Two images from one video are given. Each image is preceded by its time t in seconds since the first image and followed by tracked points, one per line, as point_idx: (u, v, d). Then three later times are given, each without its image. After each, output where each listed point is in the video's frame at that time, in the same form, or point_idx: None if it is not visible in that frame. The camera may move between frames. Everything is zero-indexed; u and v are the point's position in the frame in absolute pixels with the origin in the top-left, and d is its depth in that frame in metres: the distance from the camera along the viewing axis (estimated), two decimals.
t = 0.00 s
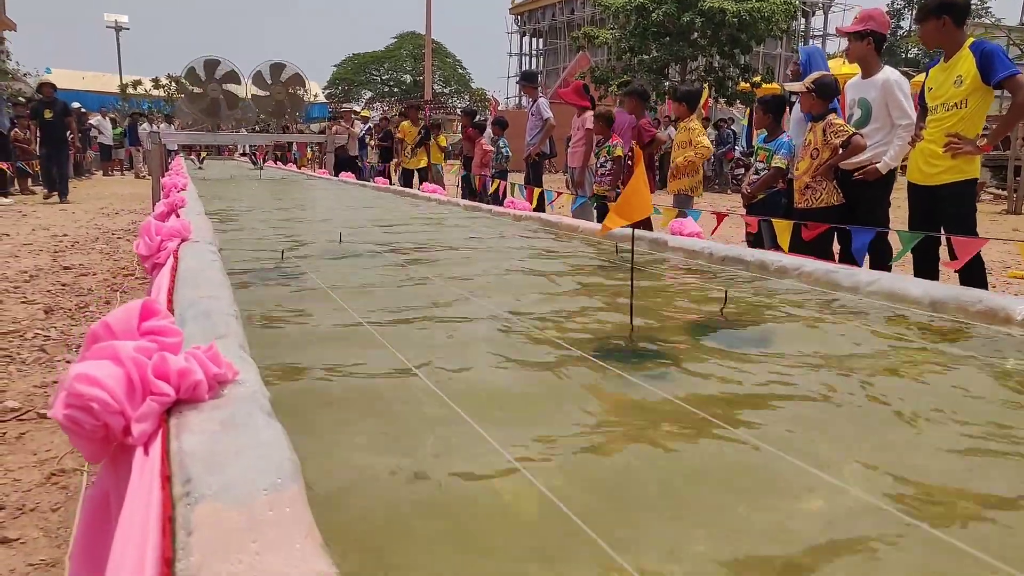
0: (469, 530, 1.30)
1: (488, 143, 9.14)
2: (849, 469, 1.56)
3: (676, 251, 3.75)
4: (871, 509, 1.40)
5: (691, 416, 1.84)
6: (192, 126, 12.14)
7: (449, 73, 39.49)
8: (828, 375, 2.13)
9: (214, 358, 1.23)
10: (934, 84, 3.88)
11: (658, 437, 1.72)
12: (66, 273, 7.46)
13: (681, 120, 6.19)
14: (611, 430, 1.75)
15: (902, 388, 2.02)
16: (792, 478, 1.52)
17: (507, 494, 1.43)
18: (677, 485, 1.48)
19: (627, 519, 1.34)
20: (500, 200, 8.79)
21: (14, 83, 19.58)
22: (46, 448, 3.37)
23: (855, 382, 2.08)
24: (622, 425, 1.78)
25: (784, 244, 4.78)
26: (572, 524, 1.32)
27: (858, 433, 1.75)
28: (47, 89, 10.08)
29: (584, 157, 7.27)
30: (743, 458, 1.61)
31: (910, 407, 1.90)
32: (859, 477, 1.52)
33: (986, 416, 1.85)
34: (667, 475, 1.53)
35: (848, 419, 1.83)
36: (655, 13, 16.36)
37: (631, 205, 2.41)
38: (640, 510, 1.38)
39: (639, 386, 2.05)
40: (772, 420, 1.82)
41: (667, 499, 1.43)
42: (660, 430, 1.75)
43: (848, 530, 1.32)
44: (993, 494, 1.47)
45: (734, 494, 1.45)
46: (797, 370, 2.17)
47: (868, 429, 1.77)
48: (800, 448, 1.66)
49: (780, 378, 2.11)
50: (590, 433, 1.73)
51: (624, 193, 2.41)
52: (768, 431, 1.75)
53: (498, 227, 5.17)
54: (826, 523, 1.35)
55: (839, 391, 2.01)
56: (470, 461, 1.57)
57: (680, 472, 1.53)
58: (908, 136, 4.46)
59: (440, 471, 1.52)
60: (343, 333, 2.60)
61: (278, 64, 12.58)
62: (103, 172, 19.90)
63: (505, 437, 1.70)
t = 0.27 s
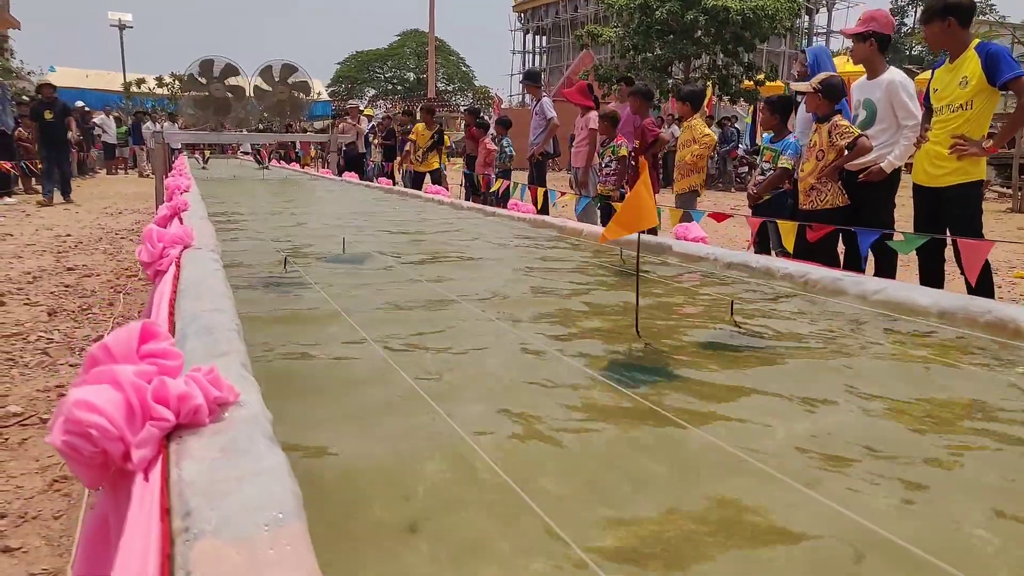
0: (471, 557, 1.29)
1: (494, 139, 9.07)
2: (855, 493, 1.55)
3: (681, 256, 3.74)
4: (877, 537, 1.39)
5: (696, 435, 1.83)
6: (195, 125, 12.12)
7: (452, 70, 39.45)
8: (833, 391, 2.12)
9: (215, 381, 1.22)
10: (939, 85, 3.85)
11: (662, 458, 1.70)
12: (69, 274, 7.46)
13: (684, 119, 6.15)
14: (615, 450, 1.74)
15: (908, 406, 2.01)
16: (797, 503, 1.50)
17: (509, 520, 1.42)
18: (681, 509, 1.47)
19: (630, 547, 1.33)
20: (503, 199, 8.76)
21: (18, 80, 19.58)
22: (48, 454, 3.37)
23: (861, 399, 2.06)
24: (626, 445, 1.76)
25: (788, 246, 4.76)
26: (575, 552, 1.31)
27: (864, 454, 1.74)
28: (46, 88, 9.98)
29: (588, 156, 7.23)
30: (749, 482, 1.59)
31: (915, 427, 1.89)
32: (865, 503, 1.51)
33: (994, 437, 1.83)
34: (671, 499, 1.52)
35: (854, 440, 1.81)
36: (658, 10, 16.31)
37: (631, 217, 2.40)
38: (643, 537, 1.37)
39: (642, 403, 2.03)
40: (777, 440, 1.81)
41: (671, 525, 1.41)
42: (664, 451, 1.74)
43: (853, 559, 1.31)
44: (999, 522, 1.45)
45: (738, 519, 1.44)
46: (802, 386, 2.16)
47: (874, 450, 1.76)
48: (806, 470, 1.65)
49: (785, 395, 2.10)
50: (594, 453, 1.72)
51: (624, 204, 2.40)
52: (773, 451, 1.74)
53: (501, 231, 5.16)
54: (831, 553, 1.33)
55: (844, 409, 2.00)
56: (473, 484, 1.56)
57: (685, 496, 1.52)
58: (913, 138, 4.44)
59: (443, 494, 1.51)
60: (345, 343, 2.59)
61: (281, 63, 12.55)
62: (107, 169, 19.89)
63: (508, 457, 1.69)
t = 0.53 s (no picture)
0: (489, 555, 1.29)
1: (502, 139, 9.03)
2: (871, 493, 1.54)
3: (690, 257, 3.74)
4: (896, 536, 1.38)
5: (711, 434, 1.82)
6: (202, 124, 12.15)
7: (457, 70, 39.47)
8: (846, 391, 2.11)
9: (232, 382, 1.21)
10: (949, 86, 3.84)
11: (677, 456, 1.70)
12: (76, 273, 7.47)
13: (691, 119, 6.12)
14: (630, 449, 1.74)
15: (923, 406, 2.00)
16: (814, 501, 1.50)
17: (526, 518, 1.42)
18: (698, 508, 1.47)
19: (648, 545, 1.33)
20: (509, 199, 8.75)
21: (24, 80, 19.63)
22: (58, 453, 3.39)
23: (875, 399, 2.06)
24: (641, 444, 1.76)
25: (797, 246, 4.75)
26: (593, 550, 1.31)
27: (880, 454, 1.73)
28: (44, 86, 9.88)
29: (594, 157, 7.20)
30: (765, 480, 1.59)
31: (931, 426, 1.88)
32: (882, 502, 1.50)
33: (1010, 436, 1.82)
34: (688, 497, 1.51)
35: (869, 439, 1.81)
36: (664, 10, 16.31)
37: (642, 217, 2.40)
38: (660, 535, 1.37)
39: (656, 402, 2.03)
40: (791, 439, 1.80)
41: (688, 523, 1.41)
42: (678, 450, 1.74)
43: (872, 558, 1.30)
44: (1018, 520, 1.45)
45: (754, 516, 1.44)
46: (816, 386, 2.15)
47: (890, 449, 1.75)
48: (822, 469, 1.64)
49: (799, 395, 2.09)
50: (609, 452, 1.72)
51: (634, 205, 2.40)
52: (787, 450, 1.74)
53: (508, 232, 5.17)
54: (850, 551, 1.33)
55: (859, 408, 1.99)
56: (489, 482, 1.56)
57: (702, 495, 1.52)
58: (922, 138, 4.43)
59: (459, 492, 1.51)
60: (356, 343, 2.59)
61: (287, 63, 12.55)
62: (113, 169, 19.94)
63: (523, 456, 1.69)
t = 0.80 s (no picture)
0: (493, 546, 1.28)
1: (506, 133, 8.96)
2: (877, 486, 1.53)
3: (694, 255, 3.73)
4: (902, 527, 1.37)
5: (715, 428, 1.82)
6: (205, 124, 12.17)
7: (460, 71, 39.50)
8: (852, 387, 2.10)
9: (236, 378, 1.21)
10: (954, 84, 3.83)
11: (682, 450, 1.69)
12: (80, 273, 7.49)
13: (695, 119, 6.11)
14: (634, 442, 1.73)
15: (930, 402, 1.99)
16: (819, 495, 1.49)
17: (530, 511, 1.41)
18: (701, 500, 1.46)
19: (652, 536, 1.32)
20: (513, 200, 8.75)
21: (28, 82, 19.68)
22: (62, 452, 3.40)
23: (880, 394, 2.04)
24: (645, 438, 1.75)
25: (801, 245, 4.73)
26: (596, 541, 1.30)
27: (887, 448, 1.72)
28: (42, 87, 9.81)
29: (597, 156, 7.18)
30: (770, 473, 1.58)
31: (937, 421, 1.87)
32: (888, 495, 1.49)
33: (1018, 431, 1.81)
34: (692, 489, 1.50)
35: (875, 433, 1.80)
36: (667, 10, 16.35)
37: (644, 215, 2.38)
38: (664, 526, 1.36)
39: (660, 398, 2.02)
40: (796, 433, 1.79)
41: (692, 515, 1.40)
42: (683, 443, 1.73)
43: (878, 549, 1.29)
44: None
45: (757, 509, 1.44)
46: (820, 382, 2.14)
47: (897, 444, 1.74)
48: (827, 463, 1.63)
49: (804, 391, 2.08)
50: (613, 445, 1.71)
51: (636, 203, 2.39)
52: (792, 445, 1.73)
53: (512, 231, 5.17)
54: (856, 543, 1.32)
55: (864, 404, 1.98)
56: (492, 475, 1.55)
57: (707, 487, 1.51)
58: (927, 136, 4.41)
59: (462, 485, 1.50)
60: (359, 340, 2.59)
61: (291, 63, 12.56)
62: (117, 170, 19.99)
63: (526, 450, 1.68)
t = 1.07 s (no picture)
0: (485, 552, 1.27)
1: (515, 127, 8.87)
2: (873, 490, 1.52)
3: (695, 256, 3.72)
4: (896, 530, 1.36)
5: (712, 430, 1.80)
6: (208, 125, 12.17)
7: (463, 71, 39.53)
8: (851, 388, 2.09)
9: (228, 382, 1.20)
10: (956, 84, 3.82)
11: (679, 453, 1.68)
12: (82, 274, 7.50)
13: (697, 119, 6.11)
14: (631, 445, 1.72)
15: (929, 404, 1.98)
16: (815, 498, 1.48)
17: (521, 514, 1.40)
18: (696, 504, 1.45)
19: (646, 539, 1.31)
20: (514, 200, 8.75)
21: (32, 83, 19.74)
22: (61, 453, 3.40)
23: (879, 395, 2.04)
24: (641, 439, 1.75)
25: (803, 245, 4.72)
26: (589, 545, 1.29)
27: (886, 451, 1.70)
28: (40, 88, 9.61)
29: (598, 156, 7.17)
30: (767, 476, 1.57)
31: (936, 423, 1.86)
32: (883, 498, 1.48)
33: (1017, 433, 1.79)
34: (689, 493, 1.49)
35: (873, 436, 1.78)
36: (670, 10, 16.31)
37: (642, 214, 2.37)
38: (661, 530, 1.35)
39: (658, 399, 2.01)
40: (794, 437, 1.78)
41: (689, 519, 1.39)
42: (680, 444, 1.72)
43: (874, 553, 1.28)
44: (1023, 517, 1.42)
45: (750, 510, 1.43)
46: (819, 383, 2.13)
47: (896, 447, 1.72)
48: (825, 466, 1.62)
49: (803, 392, 2.07)
50: (609, 448, 1.70)
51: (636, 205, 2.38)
52: (789, 447, 1.72)
53: (513, 232, 5.17)
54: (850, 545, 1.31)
55: (864, 405, 1.97)
56: (488, 479, 1.54)
57: (705, 492, 1.50)
58: (929, 137, 4.40)
59: (456, 488, 1.50)
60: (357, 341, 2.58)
61: (294, 64, 12.56)
62: (120, 171, 20.03)
63: (520, 451, 1.67)
